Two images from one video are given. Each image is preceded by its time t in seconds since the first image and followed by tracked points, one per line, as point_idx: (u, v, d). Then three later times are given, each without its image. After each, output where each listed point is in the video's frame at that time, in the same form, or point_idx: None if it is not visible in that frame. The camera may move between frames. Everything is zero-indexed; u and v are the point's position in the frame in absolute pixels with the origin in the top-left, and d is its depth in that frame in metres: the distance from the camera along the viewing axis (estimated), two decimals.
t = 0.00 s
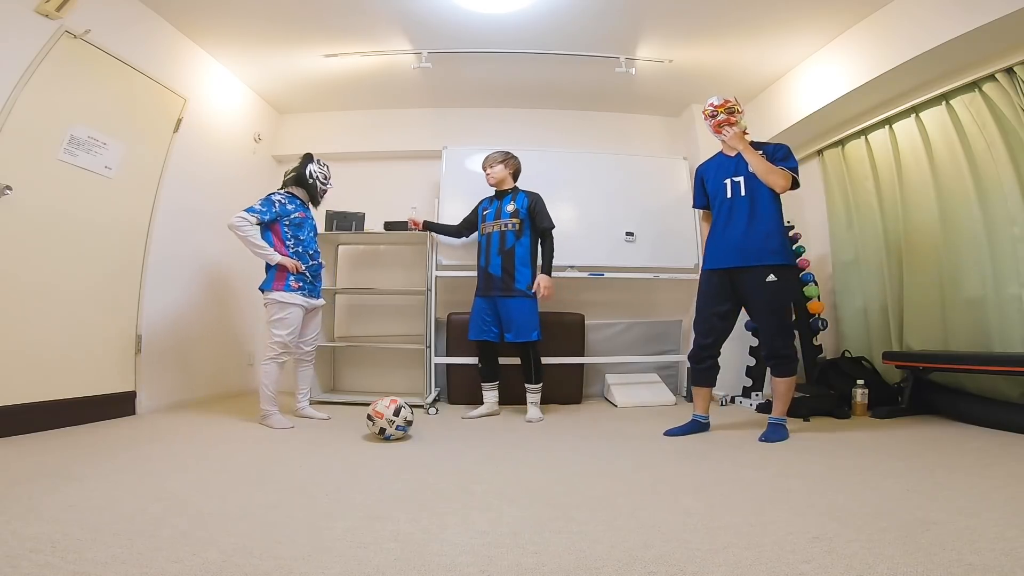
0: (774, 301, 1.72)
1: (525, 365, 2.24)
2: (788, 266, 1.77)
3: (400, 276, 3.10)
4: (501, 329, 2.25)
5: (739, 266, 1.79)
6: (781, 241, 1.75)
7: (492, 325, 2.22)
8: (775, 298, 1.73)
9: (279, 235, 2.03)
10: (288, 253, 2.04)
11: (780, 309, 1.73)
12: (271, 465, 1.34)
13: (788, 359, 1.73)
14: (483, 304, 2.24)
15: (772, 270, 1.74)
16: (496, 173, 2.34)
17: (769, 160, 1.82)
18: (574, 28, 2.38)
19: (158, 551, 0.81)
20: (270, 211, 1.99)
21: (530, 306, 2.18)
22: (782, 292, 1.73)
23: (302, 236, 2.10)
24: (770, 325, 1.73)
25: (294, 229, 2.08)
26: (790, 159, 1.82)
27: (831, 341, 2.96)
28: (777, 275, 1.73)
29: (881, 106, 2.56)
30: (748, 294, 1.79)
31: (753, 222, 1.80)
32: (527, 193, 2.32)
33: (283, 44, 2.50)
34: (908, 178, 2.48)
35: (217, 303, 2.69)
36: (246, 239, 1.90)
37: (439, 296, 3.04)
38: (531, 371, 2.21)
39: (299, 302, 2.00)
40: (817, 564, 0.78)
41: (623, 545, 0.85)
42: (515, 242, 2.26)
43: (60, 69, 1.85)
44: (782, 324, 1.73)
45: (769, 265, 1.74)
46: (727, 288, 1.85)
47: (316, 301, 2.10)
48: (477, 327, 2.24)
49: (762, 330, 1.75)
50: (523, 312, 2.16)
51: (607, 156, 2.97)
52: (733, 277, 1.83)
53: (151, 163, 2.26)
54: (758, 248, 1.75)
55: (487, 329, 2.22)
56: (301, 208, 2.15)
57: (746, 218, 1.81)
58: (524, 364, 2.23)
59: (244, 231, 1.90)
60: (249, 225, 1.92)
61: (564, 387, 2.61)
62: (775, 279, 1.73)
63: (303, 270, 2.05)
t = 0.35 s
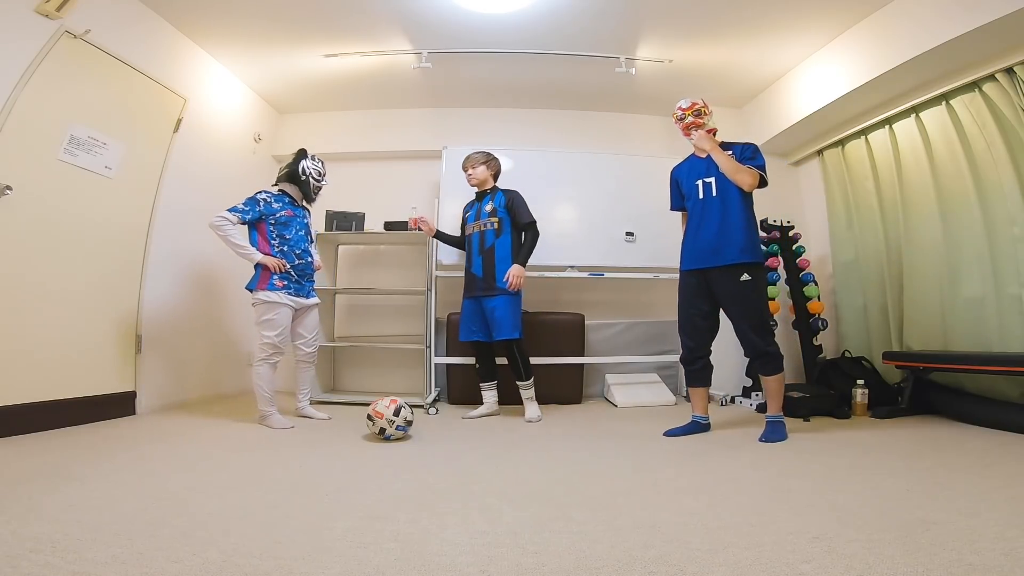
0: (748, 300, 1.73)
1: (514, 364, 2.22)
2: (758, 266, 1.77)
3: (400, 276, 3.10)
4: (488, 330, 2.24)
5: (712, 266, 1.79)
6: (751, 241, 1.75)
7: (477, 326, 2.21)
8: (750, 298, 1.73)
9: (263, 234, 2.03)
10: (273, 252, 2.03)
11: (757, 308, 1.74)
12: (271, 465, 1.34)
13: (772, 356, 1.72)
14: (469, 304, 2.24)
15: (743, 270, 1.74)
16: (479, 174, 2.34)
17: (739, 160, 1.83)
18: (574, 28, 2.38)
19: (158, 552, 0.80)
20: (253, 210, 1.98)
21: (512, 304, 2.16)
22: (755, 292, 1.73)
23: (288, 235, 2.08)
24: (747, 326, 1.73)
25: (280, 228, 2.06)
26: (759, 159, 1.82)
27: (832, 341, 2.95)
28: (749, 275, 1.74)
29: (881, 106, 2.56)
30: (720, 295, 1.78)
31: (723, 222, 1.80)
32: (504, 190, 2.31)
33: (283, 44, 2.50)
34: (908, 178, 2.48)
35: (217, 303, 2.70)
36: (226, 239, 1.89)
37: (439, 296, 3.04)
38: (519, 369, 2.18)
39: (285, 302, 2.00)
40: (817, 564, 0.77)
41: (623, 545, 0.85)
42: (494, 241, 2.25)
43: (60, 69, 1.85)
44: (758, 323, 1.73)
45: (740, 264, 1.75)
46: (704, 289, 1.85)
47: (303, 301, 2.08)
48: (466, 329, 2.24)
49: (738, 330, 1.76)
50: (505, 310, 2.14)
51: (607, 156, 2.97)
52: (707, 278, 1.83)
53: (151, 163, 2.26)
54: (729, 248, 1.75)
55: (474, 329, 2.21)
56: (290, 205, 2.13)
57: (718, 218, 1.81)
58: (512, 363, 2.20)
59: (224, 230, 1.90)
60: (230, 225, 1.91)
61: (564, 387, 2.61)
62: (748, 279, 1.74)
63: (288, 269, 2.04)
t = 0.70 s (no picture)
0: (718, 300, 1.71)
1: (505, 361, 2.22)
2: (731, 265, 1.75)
3: (400, 276, 3.11)
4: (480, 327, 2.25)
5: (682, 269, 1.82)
6: (719, 242, 1.75)
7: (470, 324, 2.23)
8: (720, 297, 1.71)
9: (261, 233, 2.04)
10: (270, 252, 2.03)
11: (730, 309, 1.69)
12: (271, 465, 1.35)
13: (746, 354, 1.70)
14: (461, 304, 2.25)
15: (714, 270, 1.73)
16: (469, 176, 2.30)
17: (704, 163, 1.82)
18: (574, 28, 2.39)
19: (158, 552, 0.81)
20: (250, 210, 1.99)
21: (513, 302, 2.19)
22: (723, 291, 1.71)
23: (285, 235, 2.07)
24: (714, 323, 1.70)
25: (276, 228, 2.06)
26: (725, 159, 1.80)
27: (832, 341, 2.96)
28: (720, 274, 1.72)
29: (881, 106, 2.56)
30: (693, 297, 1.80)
31: (695, 223, 1.81)
32: (494, 190, 2.33)
33: (283, 44, 2.51)
34: (908, 178, 2.48)
35: (217, 303, 2.70)
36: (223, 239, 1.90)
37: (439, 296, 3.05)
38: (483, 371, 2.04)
39: (282, 302, 1.99)
40: (817, 564, 0.77)
41: (623, 545, 0.85)
42: (489, 240, 2.23)
43: (60, 70, 1.85)
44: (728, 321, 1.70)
45: (710, 264, 1.74)
46: (681, 291, 1.87)
47: (301, 301, 2.07)
48: (456, 329, 2.26)
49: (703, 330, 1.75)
50: (491, 306, 2.09)
51: (607, 156, 2.97)
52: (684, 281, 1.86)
53: (151, 163, 2.26)
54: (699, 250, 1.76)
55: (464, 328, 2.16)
56: (287, 206, 2.13)
57: (688, 220, 1.82)
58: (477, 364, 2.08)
59: (222, 231, 1.91)
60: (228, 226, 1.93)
61: (565, 387, 2.61)
62: (717, 278, 1.72)
63: (285, 269, 2.03)
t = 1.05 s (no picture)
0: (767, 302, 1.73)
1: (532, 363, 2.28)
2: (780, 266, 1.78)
3: (400, 276, 3.11)
4: (513, 329, 2.27)
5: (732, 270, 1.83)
6: (773, 245, 1.78)
7: (508, 325, 2.22)
8: (768, 300, 1.73)
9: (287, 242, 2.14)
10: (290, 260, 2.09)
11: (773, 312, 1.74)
12: (271, 465, 1.35)
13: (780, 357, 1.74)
14: (497, 303, 2.22)
15: (765, 271, 1.74)
16: (502, 176, 2.33)
17: (766, 165, 1.83)
18: (574, 28, 2.39)
19: (157, 552, 0.80)
20: (280, 219, 2.05)
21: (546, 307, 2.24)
22: (774, 293, 1.73)
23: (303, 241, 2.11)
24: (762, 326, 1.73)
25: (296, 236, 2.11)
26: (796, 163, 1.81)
27: (831, 341, 2.96)
28: (770, 275, 1.74)
29: (881, 106, 2.56)
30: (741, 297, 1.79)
31: (748, 225, 1.81)
32: (535, 192, 2.36)
33: (283, 44, 2.51)
34: (907, 178, 2.48)
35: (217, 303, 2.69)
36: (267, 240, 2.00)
37: (439, 296, 3.04)
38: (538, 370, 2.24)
39: (298, 311, 2.07)
40: (817, 564, 0.77)
41: (623, 545, 0.85)
42: (533, 242, 2.28)
43: (60, 70, 1.85)
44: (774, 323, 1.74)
45: (761, 266, 1.75)
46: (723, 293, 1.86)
47: (319, 306, 2.11)
48: (491, 328, 2.21)
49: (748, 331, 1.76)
50: (540, 312, 2.21)
51: (607, 156, 2.98)
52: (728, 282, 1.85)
53: (151, 163, 2.26)
54: (753, 251, 1.78)
55: (502, 329, 2.21)
56: (306, 213, 2.17)
57: (740, 222, 1.83)
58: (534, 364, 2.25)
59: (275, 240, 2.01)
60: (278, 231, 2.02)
61: (565, 387, 2.61)
62: (769, 279, 1.74)
63: (301, 276, 2.08)
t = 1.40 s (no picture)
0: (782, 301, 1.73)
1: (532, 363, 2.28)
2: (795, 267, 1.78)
3: (400, 276, 3.10)
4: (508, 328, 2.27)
5: (745, 268, 1.83)
6: (790, 245, 1.78)
7: (502, 325, 2.22)
8: (784, 298, 1.73)
9: (296, 236, 2.14)
10: (300, 256, 2.11)
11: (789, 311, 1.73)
12: (271, 465, 1.35)
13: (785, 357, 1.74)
14: (491, 303, 2.22)
15: (781, 270, 1.74)
16: (495, 175, 2.34)
17: (786, 166, 1.82)
18: (574, 28, 2.39)
19: (156, 552, 0.80)
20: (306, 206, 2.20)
21: (542, 305, 2.22)
22: (790, 293, 1.73)
23: (315, 237, 2.15)
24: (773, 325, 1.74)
25: (309, 232, 2.14)
26: (816, 166, 1.81)
27: (831, 341, 2.96)
28: (786, 275, 1.74)
29: (881, 106, 2.56)
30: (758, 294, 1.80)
31: (765, 225, 1.81)
32: (528, 192, 2.36)
33: (283, 44, 2.50)
34: (907, 178, 2.48)
35: (217, 302, 2.69)
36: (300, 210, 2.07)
37: (439, 296, 3.04)
38: (537, 370, 2.24)
39: (304, 310, 2.07)
40: (817, 564, 0.77)
41: (623, 545, 0.85)
42: (526, 242, 2.27)
43: (60, 70, 1.85)
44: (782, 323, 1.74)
45: (778, 265, 1.75)
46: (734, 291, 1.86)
47: (326, 305, 2.11)
48: (484, 328, 2.22)
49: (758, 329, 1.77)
50: (535, 311, 2.19)
51: (607, 156, 2.98)
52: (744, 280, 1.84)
53: (151, 163, 2.26)
54: (769, 250, 1.78)
55: (496, 329, 2.21)
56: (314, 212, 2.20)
57: (756, 221, 1.83)
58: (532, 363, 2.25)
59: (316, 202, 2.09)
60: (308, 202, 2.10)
61: (565, 387, 2.61)
62: (785, 279, 1.73)
63: (310, 273, 2.09)
